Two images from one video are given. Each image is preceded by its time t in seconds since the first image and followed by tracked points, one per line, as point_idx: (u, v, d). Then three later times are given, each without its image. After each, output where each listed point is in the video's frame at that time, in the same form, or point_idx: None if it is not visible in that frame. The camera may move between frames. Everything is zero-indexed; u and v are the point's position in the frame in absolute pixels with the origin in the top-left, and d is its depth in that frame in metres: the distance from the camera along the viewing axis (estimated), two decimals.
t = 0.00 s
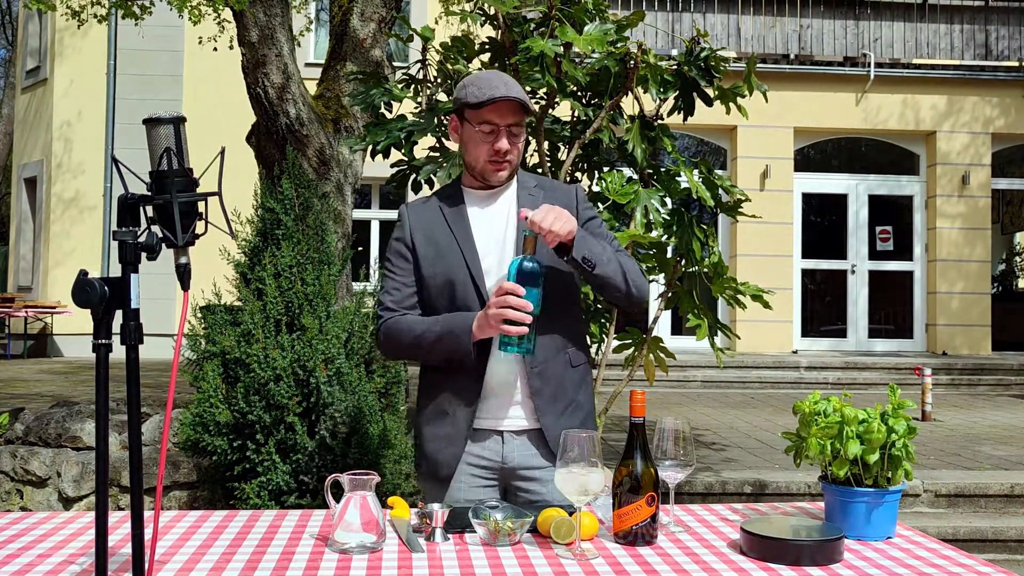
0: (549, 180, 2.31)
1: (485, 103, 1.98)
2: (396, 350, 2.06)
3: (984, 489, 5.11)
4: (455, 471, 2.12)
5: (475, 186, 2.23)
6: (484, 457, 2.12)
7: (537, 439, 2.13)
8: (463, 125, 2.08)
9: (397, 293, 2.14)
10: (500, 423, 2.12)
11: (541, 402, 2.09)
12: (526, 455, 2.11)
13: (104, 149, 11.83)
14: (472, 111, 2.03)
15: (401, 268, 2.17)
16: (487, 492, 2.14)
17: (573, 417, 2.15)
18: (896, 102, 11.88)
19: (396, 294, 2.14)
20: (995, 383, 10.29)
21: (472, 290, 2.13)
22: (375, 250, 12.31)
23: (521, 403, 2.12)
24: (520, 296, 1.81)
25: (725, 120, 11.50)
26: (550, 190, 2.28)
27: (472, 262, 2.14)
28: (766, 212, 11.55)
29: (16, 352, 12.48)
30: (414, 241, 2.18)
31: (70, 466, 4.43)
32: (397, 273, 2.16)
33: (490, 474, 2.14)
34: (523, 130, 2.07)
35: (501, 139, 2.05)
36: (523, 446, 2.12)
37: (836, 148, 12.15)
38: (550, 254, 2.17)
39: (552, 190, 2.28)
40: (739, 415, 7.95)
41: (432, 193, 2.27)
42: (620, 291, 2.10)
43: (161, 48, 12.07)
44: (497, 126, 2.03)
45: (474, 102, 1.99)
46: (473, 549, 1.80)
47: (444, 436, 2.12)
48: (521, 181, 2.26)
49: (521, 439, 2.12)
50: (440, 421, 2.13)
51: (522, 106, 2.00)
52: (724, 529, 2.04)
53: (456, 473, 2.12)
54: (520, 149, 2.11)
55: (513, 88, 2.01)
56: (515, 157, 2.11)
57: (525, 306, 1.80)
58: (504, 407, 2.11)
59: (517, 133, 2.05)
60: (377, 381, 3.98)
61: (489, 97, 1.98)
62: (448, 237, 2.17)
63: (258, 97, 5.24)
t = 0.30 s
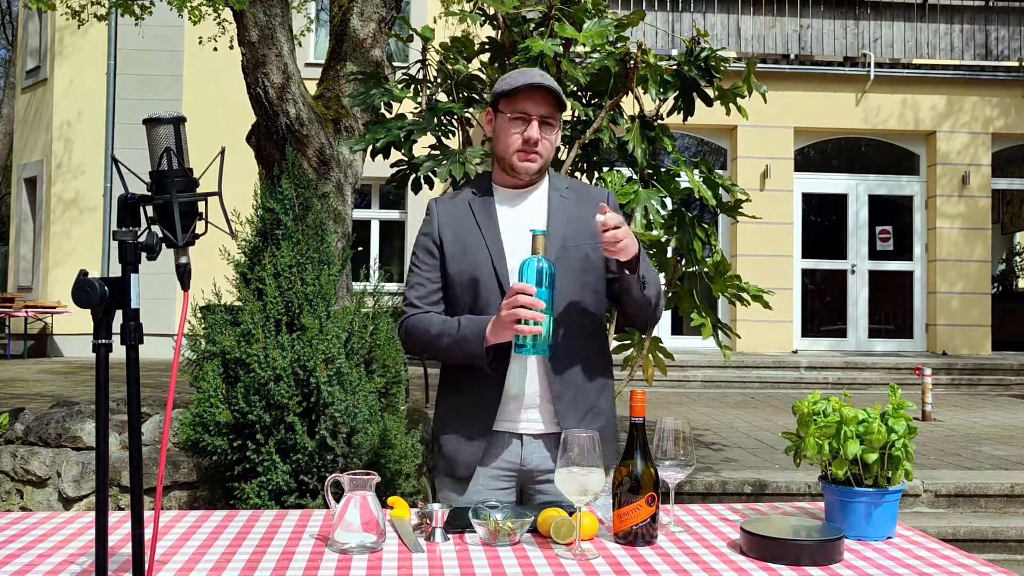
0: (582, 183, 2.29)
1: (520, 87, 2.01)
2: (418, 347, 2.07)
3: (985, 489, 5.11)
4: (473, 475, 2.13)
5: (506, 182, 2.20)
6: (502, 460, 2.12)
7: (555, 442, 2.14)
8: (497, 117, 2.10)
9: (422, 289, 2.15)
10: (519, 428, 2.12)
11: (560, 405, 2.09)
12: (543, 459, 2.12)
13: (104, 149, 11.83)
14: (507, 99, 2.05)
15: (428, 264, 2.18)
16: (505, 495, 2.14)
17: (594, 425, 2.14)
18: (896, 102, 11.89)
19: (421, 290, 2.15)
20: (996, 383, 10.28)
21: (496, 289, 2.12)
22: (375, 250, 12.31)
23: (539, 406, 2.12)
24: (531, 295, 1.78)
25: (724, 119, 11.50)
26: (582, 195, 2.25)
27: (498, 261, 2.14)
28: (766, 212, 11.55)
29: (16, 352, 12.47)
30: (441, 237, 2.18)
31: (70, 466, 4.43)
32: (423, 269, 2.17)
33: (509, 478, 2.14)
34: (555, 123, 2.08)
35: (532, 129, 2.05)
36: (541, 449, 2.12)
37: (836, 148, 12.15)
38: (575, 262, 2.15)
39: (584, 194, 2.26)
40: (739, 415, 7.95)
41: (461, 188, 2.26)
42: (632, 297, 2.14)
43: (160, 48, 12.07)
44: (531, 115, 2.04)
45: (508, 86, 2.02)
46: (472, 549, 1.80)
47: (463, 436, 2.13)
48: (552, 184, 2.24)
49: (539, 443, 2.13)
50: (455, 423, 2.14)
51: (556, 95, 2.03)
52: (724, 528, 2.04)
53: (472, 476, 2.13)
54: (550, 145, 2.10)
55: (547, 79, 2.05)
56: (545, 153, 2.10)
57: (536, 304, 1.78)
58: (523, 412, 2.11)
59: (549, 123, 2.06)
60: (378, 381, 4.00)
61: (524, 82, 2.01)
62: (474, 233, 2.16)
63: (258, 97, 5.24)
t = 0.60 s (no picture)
0: (619, 193, 2.28)
1: (573, 105, 1.97)
2: (429, 333, 2.05)
3: (984, 489, 5.11)
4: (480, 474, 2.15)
5: (545, 183, 2.18)
6: (514, 460, 2.14)
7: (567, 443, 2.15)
8: (543, 124, 2.05)
9: (440, 280, 2.12)
10: (530, 430, 2.14)
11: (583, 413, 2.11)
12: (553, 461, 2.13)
13: (105, 149, 11.83)
14: (557, 111, 2.00)
15: (450, 256, 2.15)
16: (515, 496, 2.17)
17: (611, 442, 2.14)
18: (896, 102, 11.89)
19: (439, 280, 2.12)
20: (996, 383, 10.28)
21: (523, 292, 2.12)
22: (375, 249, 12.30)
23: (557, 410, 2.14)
24: (528, 294, 1.76)
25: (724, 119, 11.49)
26: (620, 207, 2.25)
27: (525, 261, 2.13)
28: (765, 212, 11.55)
29: (15, 352, 12.47)
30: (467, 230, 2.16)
31: (70, 466, 4.43)
32: (445, 261, 2.15)
33: (520, 478, 2.16)
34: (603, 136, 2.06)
35: (580, 144, 2.03)
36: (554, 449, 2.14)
37: (836, 148, 12.14)
38: (607, 275, 2.16)
39: (621, 205, 2.26)
40: (739, 415, 7.94)
41: (491, 183, 2.24)
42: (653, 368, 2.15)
43: (161, 48, 12.07)
44: (580, 130, 2.01)
45: (560, 102, 1.97)
46: (472, 549, 1.80)
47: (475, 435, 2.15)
48: (591, 191, 2.22)
49: (551, 444, 2.14)
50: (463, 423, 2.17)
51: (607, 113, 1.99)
52: (723, 528, 2.04)
53: (480, 476, 2.15)
54: (595, 156, 2.09)
55: (599, 94, 2.00)
56: (589, 164, 2.09)
57: (532, 303, 1.75)
58: (535, 415, 2.13)
59: (597, 140, 2.04)
60: (378, 381, 4.01)
61: (578, 100, 1.97)
62: (501, 231, 2.15)
63: (258, 97, 5.24)
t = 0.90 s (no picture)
0: (651, 210, 2.24)
1: (605, 114, 1.94)
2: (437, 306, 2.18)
3: (984, 489, 5.11)
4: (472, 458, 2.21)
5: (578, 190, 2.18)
6: (509, 452, 2.19)
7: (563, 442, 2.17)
8: (579, 131, 2.04)
9: (459, 258, 2.23)
10: (528, 426, 2.18)
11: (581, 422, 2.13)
12: (549, 457, 2.14)
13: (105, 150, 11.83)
14: (591, 120, 1.98)
15: (472, 241, 2.23)
16: (508, 488, 2.22)
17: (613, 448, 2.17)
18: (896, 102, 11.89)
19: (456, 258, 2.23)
20: (995, 383, 10.28)
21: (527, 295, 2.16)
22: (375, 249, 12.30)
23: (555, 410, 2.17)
24: (507, 302, 1.85)
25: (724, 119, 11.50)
26: (648, 227, 2.21)
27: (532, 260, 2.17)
28: (765, 212, 11.54)
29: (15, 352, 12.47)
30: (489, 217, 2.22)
31: (70, 466, 4.43)
32: (467, 243, 2.23)
33: (516, 472, 2.21)
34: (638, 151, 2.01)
35: (611, 155, 2.00)
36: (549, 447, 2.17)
37: (836, 148, 12.15)
38: (616, 295, 2.15)
39: (648, 224, 2.22)
40: (739, 416, 7.94)
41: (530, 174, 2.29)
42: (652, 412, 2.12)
43: (161, 48, 12.07)
44: (611, 141, 1.98)
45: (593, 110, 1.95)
46: (472, 549, 1.80)
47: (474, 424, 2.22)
48: (621, 206, 2.21)
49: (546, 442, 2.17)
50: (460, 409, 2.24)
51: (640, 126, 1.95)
52: (724, 528, 2.04)
53: (476, 464, 2.20)
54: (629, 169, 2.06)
55: (636, 105, 1.96)
56: (622, 175, 2.06)
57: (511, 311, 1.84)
58: (533, 411, 2.18)
59: (632, 153, 1.99)
60: (378, 381, 4.01)
61: (610, 109, 1.94)
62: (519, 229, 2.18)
63: (258, 97, 5.24)
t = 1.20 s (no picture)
0: (645, 213, 2.21)
1: (579, 115, 1.91)
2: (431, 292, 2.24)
3: (984, 489, 5.11)
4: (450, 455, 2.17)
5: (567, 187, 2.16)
6: (489, 452, 2.15)
7: (545, 443, 2.13)
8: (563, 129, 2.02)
9: (457, 250, 2.26)
10: (507, 425, 2.14)
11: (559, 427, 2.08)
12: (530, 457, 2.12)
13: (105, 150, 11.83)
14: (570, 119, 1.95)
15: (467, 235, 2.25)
16: (489, 488, 2.17)
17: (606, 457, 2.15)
18: (896, 102, 11.89)
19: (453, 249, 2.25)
20: (995, 383, 10.28)
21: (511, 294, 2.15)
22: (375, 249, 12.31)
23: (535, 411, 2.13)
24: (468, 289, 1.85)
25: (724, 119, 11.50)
26: (640, 232, 2.17)
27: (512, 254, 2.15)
28: (765, 212, 11.55)
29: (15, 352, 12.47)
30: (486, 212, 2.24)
31: (70, 466, 4.43)
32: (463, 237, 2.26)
33: (496, 472, 2.17)
34: (618, 150, 1.97)
35: (589, 155, 1.98)
36: (529, 448, 2.13)
37: (836, 148, 12.14)
38: (603, 299, 2.11)
39: (641, 230, 2.18)
40: (739, 416, 7.94)
41: (533, 172, 2.28)
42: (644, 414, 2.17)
43: (160, 48, 12.08)
44: (589, 140, 1.95)
45: (569, 109, 1.92)
46: (473, 549, 1.80)
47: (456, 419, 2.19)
48: (616, 208, 2.18)
49: (526, 442, 2.13)
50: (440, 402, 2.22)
51: (616, 128, 1.90)
52: (724, 528, 2.04)
53: (455, 463, 2.16)
54: (612, 169, 2.02)
55: (614, 105, 1.91)
56: (605, 173, 2.03)
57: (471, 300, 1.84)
58: (513, 410, 2.14)
59: (610, 151, 1.96)
60: (378, 381, 4.01)
61: (585, 108, 1.90)
62: (510, 226, 2.18)
63: (258, 97, 5.24)
